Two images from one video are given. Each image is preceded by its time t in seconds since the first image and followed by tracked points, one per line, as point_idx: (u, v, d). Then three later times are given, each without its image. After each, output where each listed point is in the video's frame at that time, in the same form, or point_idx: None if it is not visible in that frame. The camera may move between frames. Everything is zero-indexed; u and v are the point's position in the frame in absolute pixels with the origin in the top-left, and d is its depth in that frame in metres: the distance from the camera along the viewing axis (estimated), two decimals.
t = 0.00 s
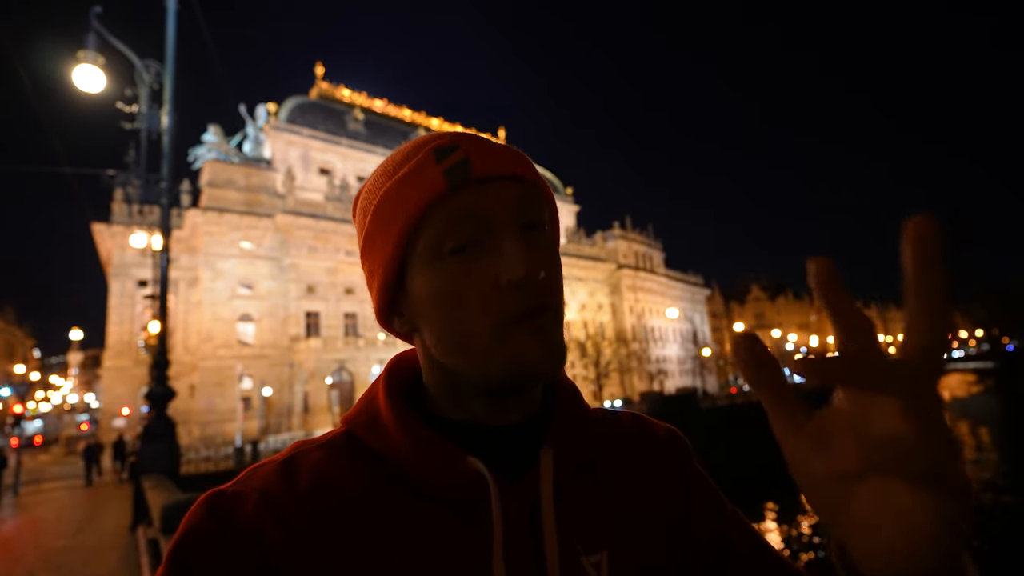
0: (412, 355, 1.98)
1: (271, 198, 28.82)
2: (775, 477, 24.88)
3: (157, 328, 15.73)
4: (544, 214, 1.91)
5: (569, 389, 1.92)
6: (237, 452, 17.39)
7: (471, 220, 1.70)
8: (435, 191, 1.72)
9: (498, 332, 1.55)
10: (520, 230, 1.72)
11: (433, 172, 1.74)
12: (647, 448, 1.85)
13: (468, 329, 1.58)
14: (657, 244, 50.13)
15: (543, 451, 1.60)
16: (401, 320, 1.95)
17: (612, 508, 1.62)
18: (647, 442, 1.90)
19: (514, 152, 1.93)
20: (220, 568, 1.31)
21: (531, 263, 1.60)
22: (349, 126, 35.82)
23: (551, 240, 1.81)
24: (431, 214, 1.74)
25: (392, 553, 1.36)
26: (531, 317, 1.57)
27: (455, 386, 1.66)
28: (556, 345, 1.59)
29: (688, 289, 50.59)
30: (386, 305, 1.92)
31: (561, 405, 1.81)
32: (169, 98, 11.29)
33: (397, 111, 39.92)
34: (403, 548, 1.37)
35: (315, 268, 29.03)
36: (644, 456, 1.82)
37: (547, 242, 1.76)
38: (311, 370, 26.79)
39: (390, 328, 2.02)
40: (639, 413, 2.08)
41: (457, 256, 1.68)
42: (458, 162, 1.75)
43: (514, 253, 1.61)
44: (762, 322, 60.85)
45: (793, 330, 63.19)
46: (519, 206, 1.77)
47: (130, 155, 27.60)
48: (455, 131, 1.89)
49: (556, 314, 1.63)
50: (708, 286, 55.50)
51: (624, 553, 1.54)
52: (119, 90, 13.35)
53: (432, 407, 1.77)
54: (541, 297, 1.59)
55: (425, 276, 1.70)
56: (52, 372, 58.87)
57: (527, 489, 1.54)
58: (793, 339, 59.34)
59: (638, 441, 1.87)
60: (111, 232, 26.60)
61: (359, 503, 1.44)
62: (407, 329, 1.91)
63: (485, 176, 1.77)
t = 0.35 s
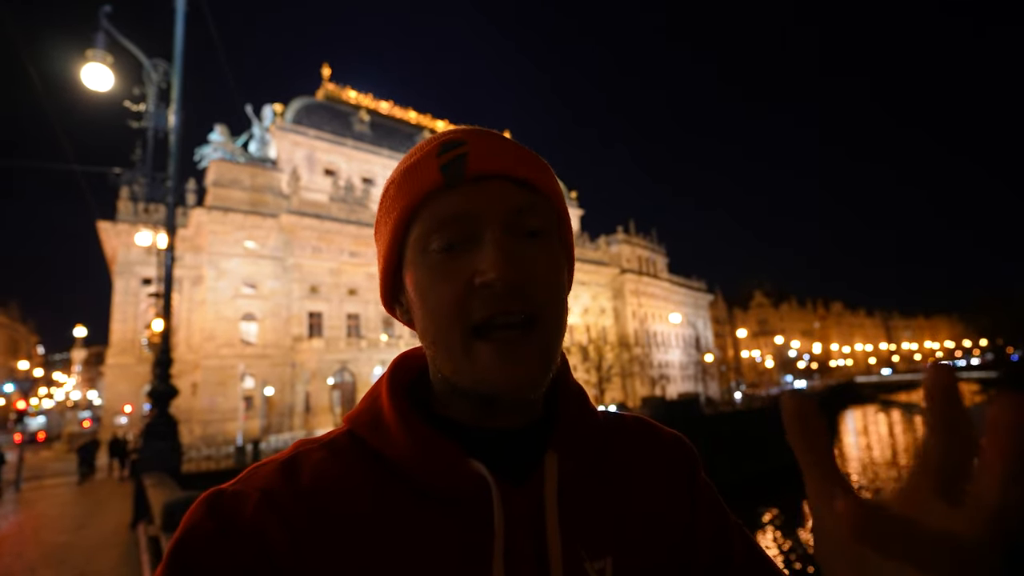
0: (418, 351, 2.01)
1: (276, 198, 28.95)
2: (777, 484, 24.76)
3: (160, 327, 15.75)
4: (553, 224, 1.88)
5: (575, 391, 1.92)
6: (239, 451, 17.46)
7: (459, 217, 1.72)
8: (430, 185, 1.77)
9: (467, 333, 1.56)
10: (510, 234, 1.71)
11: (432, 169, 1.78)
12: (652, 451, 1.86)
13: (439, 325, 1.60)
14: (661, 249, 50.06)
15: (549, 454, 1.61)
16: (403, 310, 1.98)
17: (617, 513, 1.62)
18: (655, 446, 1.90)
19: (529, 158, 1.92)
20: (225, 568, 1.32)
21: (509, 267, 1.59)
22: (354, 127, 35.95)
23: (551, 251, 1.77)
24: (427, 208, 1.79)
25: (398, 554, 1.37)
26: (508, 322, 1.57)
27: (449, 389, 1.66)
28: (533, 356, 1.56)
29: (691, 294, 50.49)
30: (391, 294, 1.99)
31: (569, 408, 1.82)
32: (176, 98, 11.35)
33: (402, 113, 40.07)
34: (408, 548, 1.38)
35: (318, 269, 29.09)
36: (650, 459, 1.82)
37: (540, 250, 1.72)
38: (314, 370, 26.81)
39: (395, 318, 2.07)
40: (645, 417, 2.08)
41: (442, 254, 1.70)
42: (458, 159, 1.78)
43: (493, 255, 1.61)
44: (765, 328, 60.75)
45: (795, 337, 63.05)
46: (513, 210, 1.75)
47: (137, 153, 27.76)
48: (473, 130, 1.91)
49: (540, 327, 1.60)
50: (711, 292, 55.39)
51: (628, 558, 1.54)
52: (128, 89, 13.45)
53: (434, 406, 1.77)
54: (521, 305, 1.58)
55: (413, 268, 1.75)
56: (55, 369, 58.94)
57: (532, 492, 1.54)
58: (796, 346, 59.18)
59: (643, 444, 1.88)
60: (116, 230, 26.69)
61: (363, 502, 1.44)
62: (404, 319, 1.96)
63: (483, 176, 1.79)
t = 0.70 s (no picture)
0: (422, 349, 2.00)
1: (268, 192, 28.76)
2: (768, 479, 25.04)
3: (151, 323, 15.63)
4: (562, 231, 1.85)
5: (577, 396, 1.93)
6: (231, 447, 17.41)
7: (468, 217, 1.71)
8: (443, 183, 1.76)
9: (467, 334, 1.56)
10: (516, 239, 1.69)
11: (448, 167, 1.77)
12: (651, 458, 1.88)
13: (441, 325, 1.59)
14: (654, 245, 50.20)
15: (550, 459, 1.61)
16: (412, 302, 1.97)
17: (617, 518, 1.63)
18: (654, 452, 1.92)
19: (546, 163, 1.89)
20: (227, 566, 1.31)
21: (510, 272, 1.58)
22: (348, 122, 35.73)
23: (557, 258, 1.75)
24: (438, 205, 1.78)
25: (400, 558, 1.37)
26: (504, 326, 1.59)
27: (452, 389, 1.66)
28: (529, 363, 1.56)
29: (684, 291, 50.74)
30: (401, 288, 1.98)
31: (573, 412, 1.82)
32: (167, 91, 11.22)
33: (396, 108, 39.85)
34: (409, 552, 1.38)
35: (311, 264, 28.93)
36: (650, 467, 1.83)
37: (545, 257, 1.70)
38: (306, 365, 26.68)
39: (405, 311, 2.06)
40: (645, 423, 2.09)
41: (448, 252, 1.69)
42: (473, 160, 1.76)
43: (495, 257, 1.60)
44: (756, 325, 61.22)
45: (787, 333, 63.56)
46: (521, 214, 1.72)
47: (127, 147, 27.46)
48: (491, 132, 1.89)
49: (539, 336, 1.60)
50: (704, 288, 55.65)
51: (627, 564, 1.55)
52: (117, 81, 13.29)
53: (437, 408, 1.77)
54: (519, 310, 1.57)
55: (420, 265, 1.75)
56: (43, 364, 58.34)
57: (534, 497, 1.54)
58: (787, 342, 59.69)
59: (643, 450, 1.90)
60: (106, 225, 26.43)
61: (365, 505, 1.44)
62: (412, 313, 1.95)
63: (495, 178, 1.76)
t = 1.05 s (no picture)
0: (423, 344, 2.00)
1: (267, 193, 28.75)
2: (767, 479, 25.07)
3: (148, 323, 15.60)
4: (569, 226, 1.85)
5: (576, 393, 1.93)
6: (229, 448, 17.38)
7: (476, 205, 1.70)
8: (454, 172, 1.75)
9: (471, 319, 1.55)
10: (525, 229, 1.68)
11: (460, 157, 1.77)
12: (649, 458, 1.88)
13: (446, 312, 1.60)
14: (653, 245, 50.23)
15: (549, 457, 1.60)
16: (416, 293, 1.97)
17: (615, 517, 1.64)
18: (651, 452, 1.92)
19: (556, 159, 1.89)
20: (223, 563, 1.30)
21: (518, 262, 1.57)
22: (346, 122, 35.71)
23: (563, 252, 1.74)
24: (447, 196, 1.78)
25: (398, 556, 1.37)
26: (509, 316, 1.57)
27: (453, 383, 1.66)
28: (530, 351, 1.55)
29: (682, 291, 50.79)
30: (405, 278, 1.97)
31: (573, 411, 1.82)
32: (165, 91, 11.20)
33: (394, 108, 39.84)
34: (407, 548, 1.38)
35: (310, 265, 28.89)
36: (648, 466, 1.84)
37: (552, 249, 1.70)
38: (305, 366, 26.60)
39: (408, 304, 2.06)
40: (641, 422, 2.08)
41: (457, 240, 1.68)
42: (484, 151, 1.77)
43: (503, 247, 1.60)
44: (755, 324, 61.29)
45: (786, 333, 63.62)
46: (530, 206, 1.71)
47: (125, 147, 27.45)
48: (505, 127, 1.89)
49: (542, 326, 1.59)
50: (703, 288, 55.70)
51: (623, 563, 1.55)
52: (114, 81, 13.27)
53: (436, 405, 1.76)
54: (525, 299, 1.56)
55: (427, 253, 1.74)
56: (41, 365, 58.24)
57: (531, 494, 1.53)
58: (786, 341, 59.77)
59: (640, 449, 1.90)
60: (105, 225, 26.39)
61: (363, 500, 1.44)
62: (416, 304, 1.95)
63: (506, 170, 1.76)
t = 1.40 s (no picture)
0: (421, 345, 2.00)
1: (265, 193, 28.71)
2: (767, 476, 25.08)
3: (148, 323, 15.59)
4: (575, 236, 1.86)
5: (572, 394, 1.93)
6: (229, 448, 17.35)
7: (487, 214, 1.70)
8: (467, 178, 1.74)
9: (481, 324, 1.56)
10: (536, 240, 1.69)
11: (472, 164, 1.76)
12: (647, 459, 1.89)
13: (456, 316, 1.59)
14: (651, 243, 50.25)
15: (546, 457, 1.61)
16: (417, 295, 1.97)
17: (611, 517, 1.63)
18: (647, 451, 1.93)
19: (565, 169, 1.90)
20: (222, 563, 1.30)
21: (532, 271, 1.58)
22: (344, 121, 35.65)
23: (571, 262, 1.75)
24: (457, 201, 1.76)
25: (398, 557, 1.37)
26: (518, 324, 1.58)
27: (454, 384, 1.65)
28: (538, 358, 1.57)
29: (681, 288, 50.83)
30: (407, 278, 1.96)
31: (569, 411, 1.83)
32: (162, 91, 11.18)
33: (392, 106, 39.77)
34: (406, 550, 1.38)
35: (308, 264, 28.84)
36: (643, 466, 1.85)
37: (561, 260, 1.71)
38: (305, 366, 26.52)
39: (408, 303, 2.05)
40: (636, 422, 2.09)
41: (467, 247, 1.68)
42: (498, 159, 1.76)
43: (516, 255, 1.60)
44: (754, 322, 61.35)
45: (784, 330, 63.69)
46: (542, 216, 1.72)
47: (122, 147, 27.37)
48: (516, 134, 1.88)
49: (549, 334, 1.60)
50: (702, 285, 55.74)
51: (619, 562, 1.55)
52: (111, 81, 13.22)
53: (435, 405, 1.76)
54: (534, 308, 1.57)
55: (436, 256, 1.73)
56: (41, 367, 58.20)
57: (528, 494, 1.54)
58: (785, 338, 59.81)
59: (635, 449, 1.91)
60: (103, 226, 26.32)
61: (363, 499, 1.44)
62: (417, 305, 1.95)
63: (519, 178, 1.76)
